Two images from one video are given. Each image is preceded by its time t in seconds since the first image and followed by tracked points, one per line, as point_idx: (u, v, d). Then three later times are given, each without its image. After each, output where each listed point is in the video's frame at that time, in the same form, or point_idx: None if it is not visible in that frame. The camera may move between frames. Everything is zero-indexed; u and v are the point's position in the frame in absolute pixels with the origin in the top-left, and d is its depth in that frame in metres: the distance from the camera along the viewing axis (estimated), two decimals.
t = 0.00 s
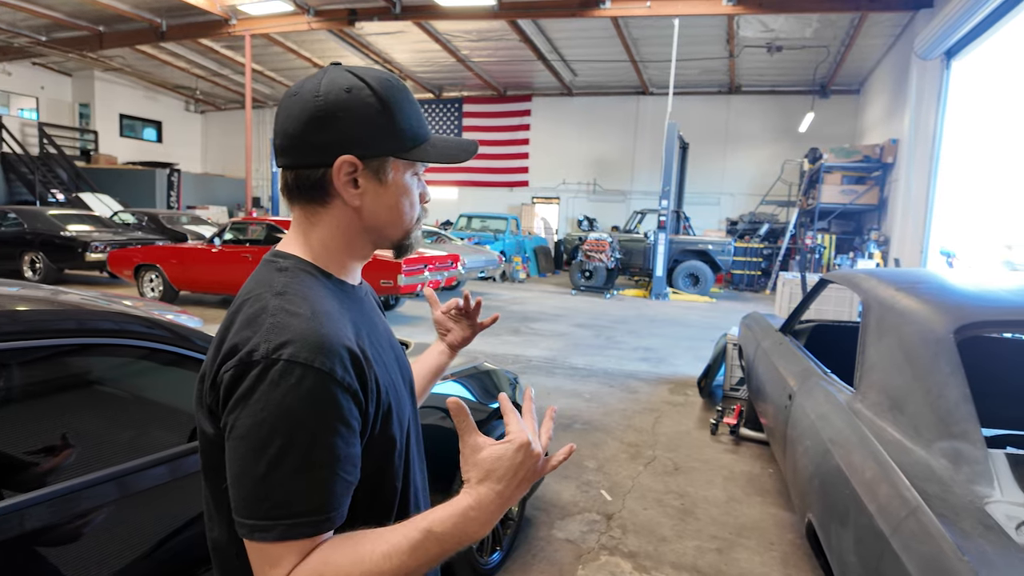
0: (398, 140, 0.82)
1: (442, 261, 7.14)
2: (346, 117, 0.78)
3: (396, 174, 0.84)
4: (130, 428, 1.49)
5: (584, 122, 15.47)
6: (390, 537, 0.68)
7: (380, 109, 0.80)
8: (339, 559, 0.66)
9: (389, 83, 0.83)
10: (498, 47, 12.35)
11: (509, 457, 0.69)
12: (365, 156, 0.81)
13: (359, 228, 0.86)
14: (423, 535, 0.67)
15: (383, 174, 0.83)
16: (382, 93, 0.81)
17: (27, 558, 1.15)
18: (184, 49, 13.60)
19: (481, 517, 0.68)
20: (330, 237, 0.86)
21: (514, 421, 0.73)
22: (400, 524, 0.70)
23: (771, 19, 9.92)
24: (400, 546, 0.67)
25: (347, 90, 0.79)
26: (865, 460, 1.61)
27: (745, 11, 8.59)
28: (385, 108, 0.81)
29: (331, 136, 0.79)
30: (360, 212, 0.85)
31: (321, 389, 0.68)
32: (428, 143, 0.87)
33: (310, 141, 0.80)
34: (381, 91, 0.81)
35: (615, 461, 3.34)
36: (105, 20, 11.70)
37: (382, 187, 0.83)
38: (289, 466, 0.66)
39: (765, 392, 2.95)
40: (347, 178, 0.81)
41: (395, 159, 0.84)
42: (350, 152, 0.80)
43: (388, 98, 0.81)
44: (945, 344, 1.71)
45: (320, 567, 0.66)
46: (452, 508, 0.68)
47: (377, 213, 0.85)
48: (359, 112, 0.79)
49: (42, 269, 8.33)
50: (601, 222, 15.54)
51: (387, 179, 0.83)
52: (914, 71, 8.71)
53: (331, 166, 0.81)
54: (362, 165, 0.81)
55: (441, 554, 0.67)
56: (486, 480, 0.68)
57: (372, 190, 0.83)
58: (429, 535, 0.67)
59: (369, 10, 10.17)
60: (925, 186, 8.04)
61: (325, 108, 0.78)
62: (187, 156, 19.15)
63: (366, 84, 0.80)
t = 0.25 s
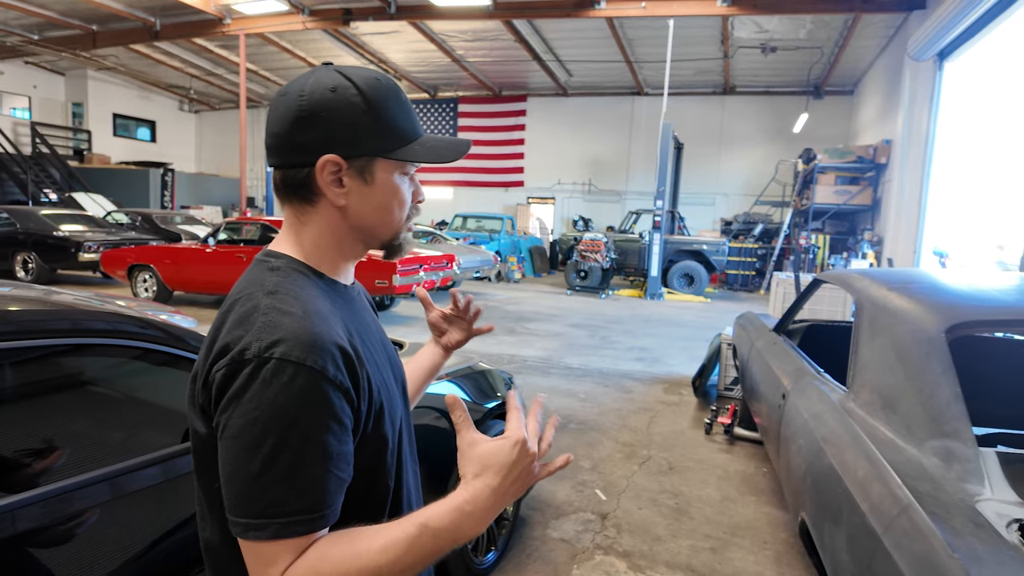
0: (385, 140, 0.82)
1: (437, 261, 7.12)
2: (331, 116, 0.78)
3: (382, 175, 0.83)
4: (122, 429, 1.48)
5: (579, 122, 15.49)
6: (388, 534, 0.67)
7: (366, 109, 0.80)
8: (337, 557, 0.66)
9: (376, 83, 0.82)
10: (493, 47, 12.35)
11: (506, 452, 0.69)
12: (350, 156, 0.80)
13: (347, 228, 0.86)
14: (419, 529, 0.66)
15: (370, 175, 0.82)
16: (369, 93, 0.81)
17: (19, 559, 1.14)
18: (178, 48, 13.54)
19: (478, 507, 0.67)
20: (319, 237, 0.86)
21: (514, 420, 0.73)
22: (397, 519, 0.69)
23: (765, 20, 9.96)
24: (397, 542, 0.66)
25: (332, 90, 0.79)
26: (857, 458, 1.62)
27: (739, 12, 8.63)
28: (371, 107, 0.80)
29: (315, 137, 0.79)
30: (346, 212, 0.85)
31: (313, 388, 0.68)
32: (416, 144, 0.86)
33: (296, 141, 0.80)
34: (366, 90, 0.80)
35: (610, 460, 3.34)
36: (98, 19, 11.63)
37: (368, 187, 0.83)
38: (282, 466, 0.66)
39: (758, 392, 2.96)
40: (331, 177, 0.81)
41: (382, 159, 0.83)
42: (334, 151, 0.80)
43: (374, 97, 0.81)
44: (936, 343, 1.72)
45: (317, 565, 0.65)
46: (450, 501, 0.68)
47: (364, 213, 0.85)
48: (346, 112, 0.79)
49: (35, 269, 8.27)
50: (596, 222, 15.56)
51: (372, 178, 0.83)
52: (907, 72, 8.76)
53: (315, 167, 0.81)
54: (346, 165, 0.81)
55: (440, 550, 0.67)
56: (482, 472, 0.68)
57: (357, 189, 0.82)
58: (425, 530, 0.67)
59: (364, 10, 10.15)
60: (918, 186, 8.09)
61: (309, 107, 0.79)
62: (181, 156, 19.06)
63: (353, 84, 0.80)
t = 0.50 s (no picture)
0: (369, 139, 0.81)
1: (433, 261, 7.08)
2: (314, 116, 0.78)
3: (366, 175, 0.83)
4: (115, 430, 1.47)
5: (574, 122, 15.50)
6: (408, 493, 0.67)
7: (351, 108, 0.80)
8: (368, 526, 0.65)
9: (362, 83, 0.82)
10: (488, 47, 12.35)
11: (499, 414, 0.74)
12: (332, 155, 0.80)
13: (332, 229, 0.86)
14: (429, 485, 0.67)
15: (354, 175, 0.82)
16: (355, 93, 0.80)
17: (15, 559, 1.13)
18: (172, 48, 13.48)
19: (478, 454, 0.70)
20: (306, 238, 0.86)
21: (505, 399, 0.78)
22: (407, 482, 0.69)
23: (760, 21, 10.00)
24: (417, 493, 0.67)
25: (315, 90, 0.79)
26: (850, 458, 1.63)
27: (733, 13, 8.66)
28: (355, 108, 0.80)
29: (298, 136, 0.79)
30: (329, 212, 0.84)
31: (306, 380, 0.67)
32: (401, 144, 0.85)
33: (280, 141, 0.80)
34: (351, 90, 0.80)
35: (605, 460, 3.35)
36: (91, 18, 11.57)
37: (352, 187, 0.83)
38: (292, 458, 0.65)
39: (753, 392, 2.97)
40: (314, 178, 0.81)
41: (367, 159, 0.83)
42: (316, 151, 0.79)
43: (359, 98, 0.80)
44: (929, 343, 1.73)
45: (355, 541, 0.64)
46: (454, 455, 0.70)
47: (348, 213, 0.85)
48: (330, 112, 0.78)
49: (27, 269, 8.21)
50: (592, 222, 15.58)
51: (356, 178, 0.82)
52: (900, 73, 8.79)
53: (298, 167, 0.81)
54: (328, 164, 0.81)
55: (456, 502, 0.69)
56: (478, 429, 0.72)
57: (340, 189, 0.82)
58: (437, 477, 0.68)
59: (359, 10, 10.13)
60: (911, 186, 8.13)
61: (292, 107, 0.78)
62: (175, 155, 18.97)
63: (337, 84, 0.79)
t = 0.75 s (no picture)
0: (366, 141, 0.81)
1: (428, 260, 7.07)
2: (313, 115, 0.78)
3: (361, 178, 0.82)
4: (107, 431, 1.46)
5: (570, 122, 15.51)
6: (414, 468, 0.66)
7: (350, 110, 0.79)
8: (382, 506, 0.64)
9: (362, 84, 0.82)
10: (484, 47, 12.34)
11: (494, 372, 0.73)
12: (329, 156, 0.80)
13: (325, 230, 0.85)
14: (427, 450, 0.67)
15: (349, 176, 0.81)
16: (355, 94, 0.80)
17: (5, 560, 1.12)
18: (166, 46, 13.41)
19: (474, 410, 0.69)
20: (296, 236, 0.85)
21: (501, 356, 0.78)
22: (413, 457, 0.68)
23: (755, 21, 10.02)
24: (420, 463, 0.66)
25: (316, 89, 0.78)
26: (845, 457, 1.64)
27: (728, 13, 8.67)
28: (354, 109, 0.79)
29: (296, 133, 0.78)
30: (323, 212, 0.84)
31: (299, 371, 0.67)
32: (398, 149, 0.85)
33: (277, 138, 0.79)
34: (351, 91, 0.80)
35: (600, 459, 3.35)
36: (84, 16, 11.49)
37: (347, 188, 0.82)
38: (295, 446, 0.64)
39: (748, 391, 2.98)
40: (309, 177, 0.80)
41: (363, 162, 0.82)
42: (313, 150, 0.79)
43: (359, 100, 0.80)
44: (923, 342, 1.73)
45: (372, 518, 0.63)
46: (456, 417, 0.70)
47: (341, 214, 0.84)
48: (328, 112, 0.78)
49: (19, 268, 8.15)
50: (587, 222, 15.59)
51: (351, 180, 0.82)
52: (894, 74, 8.84)
53: (294, 165, 0.80)
54: (324, 164, 0.80)
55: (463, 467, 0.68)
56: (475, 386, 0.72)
57: (334, 189, 0.82)
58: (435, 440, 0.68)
59: (354, 8, 10.10)
60: (905, 186, 8.17)
61: (292, 105, 0.78)
62: (169, 154, 18.88)
63: (337, 84, 0.79)
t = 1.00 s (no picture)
0: (370, 144, 0.81)
1: (424, 260, 7.07)
2: (318, 114, 0.77)
3: (365, 177, 0.82)
4: (102, 432, 1.45)
5: (566, 121, 15.52)
6: (378, 548, 0.67)
7: (354, 110, 0.79)
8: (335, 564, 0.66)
9: (366, 85, 0.81)
10: (480, 47, 12.33)
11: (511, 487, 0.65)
12: (335, 155, 0.79)
13: (328, 229, 0.85)
14: (406, 550, 0.66)
15: (354, 175, 0.81)
16: (359, 94, 0.80)
17: None
18: (161, 45, 13.36)
19: (467, 536, 0.66)
20: (298, 236, 0.85)
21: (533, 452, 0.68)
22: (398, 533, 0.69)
23: (751, 21, 10.04)
24: (387, 552, 0.67)
25: (321, 88, 0.78)
26: (842, 455, 1.64)
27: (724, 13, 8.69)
28: (359, 109, 0.79)
29: (302, 133, 0.78)
30: (327, 211, 0.84)
31: (291, 386, 0.67)
32: (401, 152, 0.84)
33: (282, 137, 0.79)
34: (356, 92, 0.80)
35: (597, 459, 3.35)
36: (78, 15, 11.43)
37: (351, 188, 0.82)
38: (274, 463, 0.65)
39: (744, 390, 2.99)
40: (314, 175, 0.80)
41: (368, 161, 0.82)
42: (319, 150, 0.79)
43: (363, 101, 0.80)
44: (919, 340, 1.74)
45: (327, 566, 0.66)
46: (454, 528, 0.67)
47: (344, 213, 0.84)
48: (332, 111, 0.78)
49: (13, 268, 8.10)
50: (584, 222, 15.60)
51: (356, 179, 0.81)
52: (889, 75, 8.88)
53: (300, 163, 0.79)
54: (330, 163, 0.80)
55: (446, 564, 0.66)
56: (485, 504, 0.66)
57: (339, 188, 0.81)
58: (413, 550, 0.66)
59: (350, 8, 10.08)
60: (900, 186, 8.20)
61: (297, 104, 0.77)
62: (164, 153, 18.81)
63: (343, 83, 0.79)
